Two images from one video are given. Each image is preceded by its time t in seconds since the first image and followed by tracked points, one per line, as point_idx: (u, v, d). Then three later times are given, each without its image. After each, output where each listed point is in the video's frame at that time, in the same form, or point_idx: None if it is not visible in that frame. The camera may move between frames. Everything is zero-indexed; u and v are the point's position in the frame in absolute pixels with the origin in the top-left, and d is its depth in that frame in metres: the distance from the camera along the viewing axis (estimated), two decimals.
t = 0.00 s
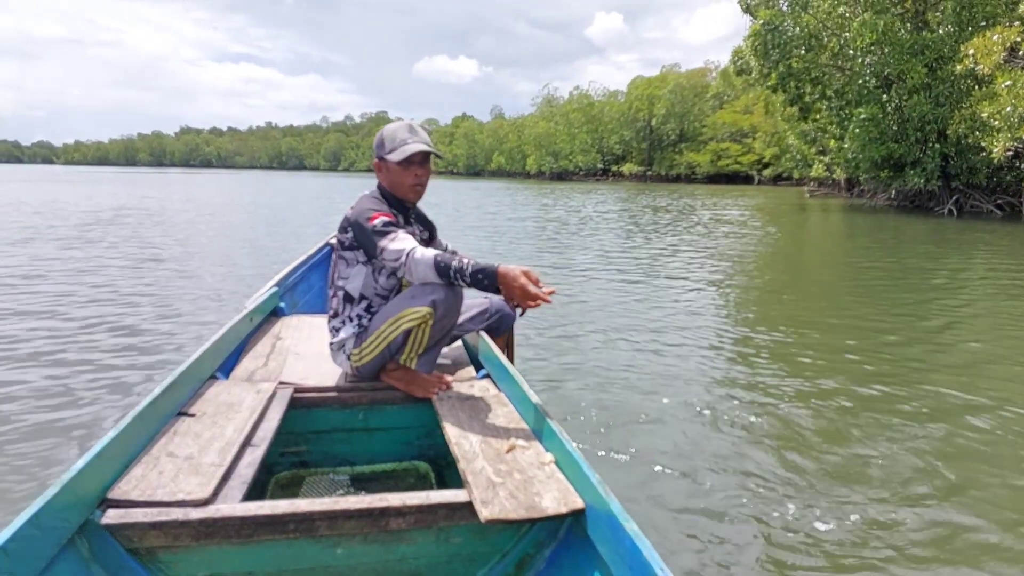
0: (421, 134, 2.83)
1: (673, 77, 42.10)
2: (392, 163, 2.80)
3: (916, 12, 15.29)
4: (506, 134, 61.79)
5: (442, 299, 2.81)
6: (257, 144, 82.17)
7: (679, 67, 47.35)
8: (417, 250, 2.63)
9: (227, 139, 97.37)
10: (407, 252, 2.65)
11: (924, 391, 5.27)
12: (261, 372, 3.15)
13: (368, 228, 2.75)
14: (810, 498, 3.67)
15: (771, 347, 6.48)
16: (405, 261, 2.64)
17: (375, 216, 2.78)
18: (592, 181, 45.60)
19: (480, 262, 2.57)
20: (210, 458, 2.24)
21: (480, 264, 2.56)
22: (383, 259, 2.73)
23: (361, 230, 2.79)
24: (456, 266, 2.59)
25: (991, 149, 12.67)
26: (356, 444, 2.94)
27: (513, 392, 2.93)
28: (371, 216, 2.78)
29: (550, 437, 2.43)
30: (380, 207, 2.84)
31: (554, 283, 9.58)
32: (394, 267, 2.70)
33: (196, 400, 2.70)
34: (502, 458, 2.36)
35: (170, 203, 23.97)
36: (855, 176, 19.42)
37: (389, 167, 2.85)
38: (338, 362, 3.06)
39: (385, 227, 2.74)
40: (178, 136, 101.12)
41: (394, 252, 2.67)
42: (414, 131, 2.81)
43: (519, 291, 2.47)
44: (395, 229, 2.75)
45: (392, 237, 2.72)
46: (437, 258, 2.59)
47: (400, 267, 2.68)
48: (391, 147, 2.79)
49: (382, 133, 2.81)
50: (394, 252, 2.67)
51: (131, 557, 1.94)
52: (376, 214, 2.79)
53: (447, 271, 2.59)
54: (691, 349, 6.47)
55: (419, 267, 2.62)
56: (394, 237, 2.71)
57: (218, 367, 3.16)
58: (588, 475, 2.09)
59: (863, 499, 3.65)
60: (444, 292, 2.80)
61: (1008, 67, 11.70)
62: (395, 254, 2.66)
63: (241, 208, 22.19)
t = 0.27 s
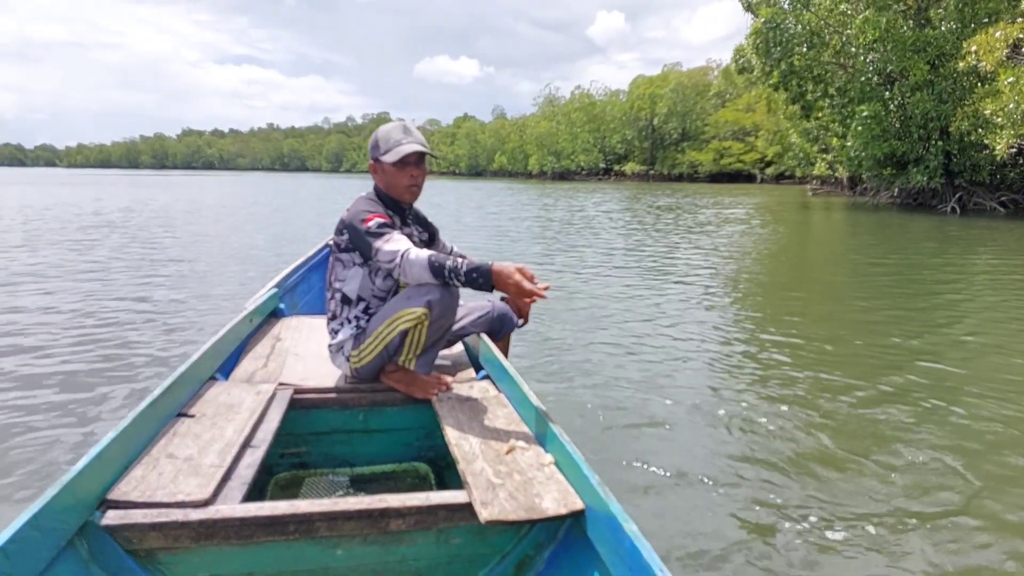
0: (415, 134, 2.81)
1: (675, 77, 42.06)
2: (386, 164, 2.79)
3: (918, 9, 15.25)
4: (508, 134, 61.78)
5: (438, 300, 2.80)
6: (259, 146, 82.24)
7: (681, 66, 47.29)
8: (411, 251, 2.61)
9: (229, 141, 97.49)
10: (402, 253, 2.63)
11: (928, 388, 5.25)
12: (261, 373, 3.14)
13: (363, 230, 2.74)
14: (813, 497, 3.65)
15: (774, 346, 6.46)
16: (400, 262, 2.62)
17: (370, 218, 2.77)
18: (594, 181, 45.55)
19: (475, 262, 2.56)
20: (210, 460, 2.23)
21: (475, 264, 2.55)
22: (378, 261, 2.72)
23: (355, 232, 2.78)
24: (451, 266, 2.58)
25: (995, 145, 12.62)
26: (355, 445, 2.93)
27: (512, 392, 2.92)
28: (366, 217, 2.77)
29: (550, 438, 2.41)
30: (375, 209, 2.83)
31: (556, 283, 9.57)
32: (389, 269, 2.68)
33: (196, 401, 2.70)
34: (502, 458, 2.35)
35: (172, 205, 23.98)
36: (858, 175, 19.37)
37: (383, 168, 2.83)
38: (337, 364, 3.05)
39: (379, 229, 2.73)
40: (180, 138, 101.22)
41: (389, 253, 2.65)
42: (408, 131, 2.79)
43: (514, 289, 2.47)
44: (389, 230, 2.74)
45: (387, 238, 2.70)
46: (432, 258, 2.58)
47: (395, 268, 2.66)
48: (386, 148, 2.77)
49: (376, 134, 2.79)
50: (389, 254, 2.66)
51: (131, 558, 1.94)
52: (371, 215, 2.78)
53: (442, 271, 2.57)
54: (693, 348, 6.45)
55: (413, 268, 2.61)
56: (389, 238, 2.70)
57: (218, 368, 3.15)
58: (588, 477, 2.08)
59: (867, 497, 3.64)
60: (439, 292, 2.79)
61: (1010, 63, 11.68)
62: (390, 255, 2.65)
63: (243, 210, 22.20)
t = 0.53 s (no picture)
0: (412, 134, 2.81)
1: (677, 76, 42.02)
2: (383, 164, 2.78)
3: (921, 7, 15.22)
4: (510, 133, 61.77)
5: (435, 300, 2.80)
6: (262, 146, 82.30)
7: (683, 65, 47.26)
8: (409, 252, 2.61)
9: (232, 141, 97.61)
10: (399, 254, 2.63)
11: (931, 387, 5.24)
12: (261, 373, 3.14)
13: (360, 231, 2.73)
14: (815, 497, 3.64)
15: (776, 345, 6.45)
16: (398, 263, 2.62)
17: (367, 219, 2.76)
18: (596, 180, 45.51)
19: (472, 261, 2.55)
20: (210, 460, 2.23)
21: (473, 263, 2.55)
22: (376, 262, 2.71)
23: (353, 233, 2.78)
24: (448, 267, 2.58)
25: (998, 143, 12.58)
26: (355, 445, 2.93)
27: (512, 393, 2.92)
28: (363, 218, 2.77)
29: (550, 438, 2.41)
30: (373, 209, 2.83)
31: (558, 283, 9.57)
32: (387, 270, 2.68)
33: (196, 402, 2.70)
34: (502, 459, 2.35)
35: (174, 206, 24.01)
36: (860, 173, 19.34)
37: (380, 169, 2.83)
38: (337, 365, 3.05)
39: (377, 230, 2.73)
40: (182, 139, 101.35)
41: (386, 254, 2.65)
42: (405, 131, 2.79)
43: (512, 288, 2.47)
44: (386, 231, 2.74)
45: (385, 239, 2.70)
46: (429, 259, 2.57)
47: (393, 269, 2.66)
48: (383, 148, 2.77)
49: (373, 134, 2.79)
50: (386, 255, 2.65)
51: (130, 559, 1.94)
52: (368, 216, 2.77)
53: (439, 272, 2.57)
54: (695, 347, 6.45)
55: (411, 269, 2.61)
56: (386, 239, 2.69)
57: (218, 368, 3.16)
58: (588, 477, 2.07)
59: (870, 497, 3.63)
60: (437, 292, 2.79)
61: (1013, 61, 11.65)
62: (387, 256, 2.65)
63: (245, 210, 22.22)
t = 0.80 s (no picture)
0: (408, 133, 2.82)
1: (679, 75, 41.99)
2: (380, 163, 2.79)
3: (923, 6, 15.17)
4: (512, 133, 61.77)
5: (436, 299, 2.80)
6: (264, 146, 82.37)
7: (685, 64, 47.24)
8: (408, 251, 2.62)
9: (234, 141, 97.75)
10: (399, 254, 2.63)
11: (933, 386, 5.24)
12: (261, 373, 3.15)
13: (358, 231, 2.74)
14: (816, 496, 3.64)
15: (778, 345, 6.45)
16: (397, 263, 2.63)
17: (365, 218, 2.77)
18: (598, 179, 45.50)
19: (472, 260, 2.56)
20: (210, 459, 2.24)
21: (473, 261, 2.55)
22: (375, 262, 2.72)
23: (350, 233, 2.79)
24: (448, 265, 2.59)
25: (1000, 142, 12.56)
26: (355, 445, 2.94)
27: (512, 392, 2.92)
28: (361, 218, 2.77)
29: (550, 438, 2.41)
30: (370, 209, 2.84)
31: (559, 282, 9.57)
32: (386, 270, 2.68)
33: (196, 401, 2.70)
34: (502, 459, 2.35)
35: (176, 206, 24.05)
36: (862, 172, 19.32)
37: (377, 168, 2.84)
38: (336, 365, 3.05)
39: (375, 230, 2.73)
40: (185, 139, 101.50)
41: (385, 254, 2.65)
42: (401, 130, 2.80)
43: (513, 286, 2.48)
44: (384, 231, 2.74)
45: (383, 239, 2.70)
46: (429, 258, 2.58)
47: (392, 269, 2.66)
48: (379, 147, 2.78)
49: (369, 133, 2.80)
50: (385, 255, 2.66)
51: (131, 558, 1.95)
52: (366, 216, 2.78)
53: (439, 271, 2.58)
54: (697, 347, 6.44)
55: (410, 268, 2.62)
56: (385, 239, 2.70)
57: (218, 368, 3.16)
58: (588, 477, 2.08)
59: (871, 496, 3.64)
60: (437, 291, 2.79)
61: (1016, 60, 11.62)
62: (386, 256, 2.65)
63: (247, 210, 22.25)
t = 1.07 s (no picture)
0: (405, 132, 2.83)
1: (682, 76, 41.96)
2: (378, 162, 2.79)
3: (926, 7, 15.14)
4: (515, 133, 61.77)
5: (436, 300, 2.80)
6: (267, 146, 82.44)
7: (687, 65, 47.21)
8: (408, 252, 2.62)
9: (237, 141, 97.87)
10: (398, 255, 2.64)
11: (936, 387, 5.22)
12: (261, 373, 3.15)
13: (357, 231, 2.74)
14: (818, 497, 3.63)
15: (780, 345, 6.44)
16: (397, 263, 2.63)
17: (364, 219, 2.77)
18: (600, 180, 45.48)
19: (472, 259, 2.56)
20: (210, 459, 2.24)
21: (473, 261, 2.55)
22: (374, 262, 2.72)
23: (349, 233, 2.79)
24: (448, 265, 2.59)
25: (1004, 144, 12.53)
26: (356, 445, 2.94)
27: (512, 392, 2.92)
28: (359, 218, 2.77)
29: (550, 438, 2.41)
30: (368, 209, 2.83)
31: (561, 283, 9.57)
32: (385, 270, 2.68)
33: (196, 401, 2.70)
34: (503, 459, 2.35)
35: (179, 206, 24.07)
36: (866, 173, 19.29)
37: (374, 167, 2.84)
38: (335, 365, 3.05)
39: (374, 230, 2.73)
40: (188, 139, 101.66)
41: (384, 254, 2.65)
42: (399, 130, 2.81)
43: (514, 285, 2.47)
44: (383, 231, 2.74)
45: (382, 240, 2.70)
46: (429, 258, 2.59)
47: (391, 270, 2.66)
48: (377, 146, 2.79)
49: (366, 133, 2.80)
50: (384, 255, 2.66)
51: (131, 558, 1.95)
52: (364, 216, 2.78)
53: (439, 271, 2.58)
54: (698, 347, 6.43)
55: (410, 268, 2.62)
56: (384, 240, 2.70)
57: (218, 368, 3.16)
58: (588, 477, 2.07)
59: (873, 497, 3.63)
60: (437, 292, 2.79)
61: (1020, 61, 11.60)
62: (385, 256, 2.65)
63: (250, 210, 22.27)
